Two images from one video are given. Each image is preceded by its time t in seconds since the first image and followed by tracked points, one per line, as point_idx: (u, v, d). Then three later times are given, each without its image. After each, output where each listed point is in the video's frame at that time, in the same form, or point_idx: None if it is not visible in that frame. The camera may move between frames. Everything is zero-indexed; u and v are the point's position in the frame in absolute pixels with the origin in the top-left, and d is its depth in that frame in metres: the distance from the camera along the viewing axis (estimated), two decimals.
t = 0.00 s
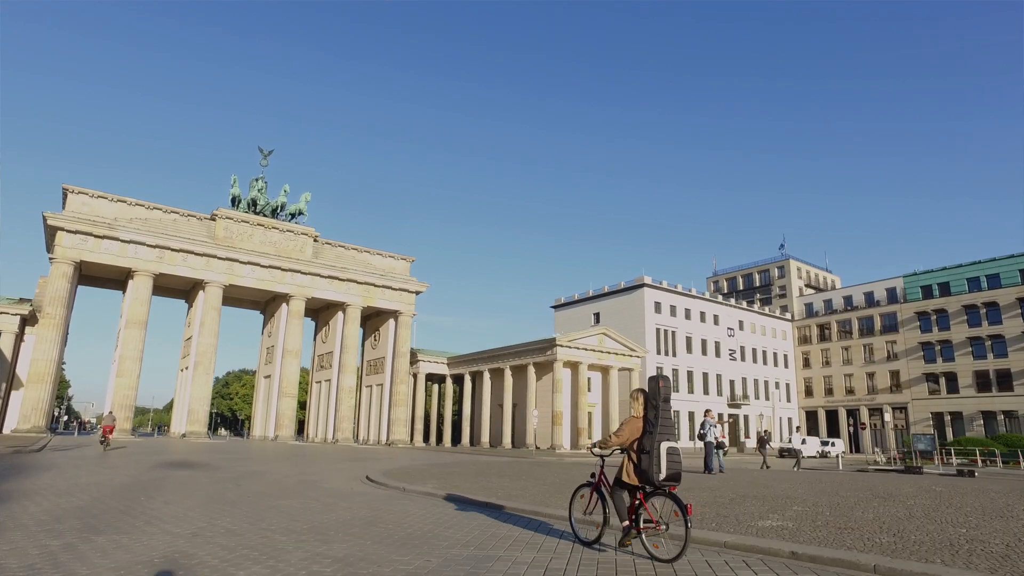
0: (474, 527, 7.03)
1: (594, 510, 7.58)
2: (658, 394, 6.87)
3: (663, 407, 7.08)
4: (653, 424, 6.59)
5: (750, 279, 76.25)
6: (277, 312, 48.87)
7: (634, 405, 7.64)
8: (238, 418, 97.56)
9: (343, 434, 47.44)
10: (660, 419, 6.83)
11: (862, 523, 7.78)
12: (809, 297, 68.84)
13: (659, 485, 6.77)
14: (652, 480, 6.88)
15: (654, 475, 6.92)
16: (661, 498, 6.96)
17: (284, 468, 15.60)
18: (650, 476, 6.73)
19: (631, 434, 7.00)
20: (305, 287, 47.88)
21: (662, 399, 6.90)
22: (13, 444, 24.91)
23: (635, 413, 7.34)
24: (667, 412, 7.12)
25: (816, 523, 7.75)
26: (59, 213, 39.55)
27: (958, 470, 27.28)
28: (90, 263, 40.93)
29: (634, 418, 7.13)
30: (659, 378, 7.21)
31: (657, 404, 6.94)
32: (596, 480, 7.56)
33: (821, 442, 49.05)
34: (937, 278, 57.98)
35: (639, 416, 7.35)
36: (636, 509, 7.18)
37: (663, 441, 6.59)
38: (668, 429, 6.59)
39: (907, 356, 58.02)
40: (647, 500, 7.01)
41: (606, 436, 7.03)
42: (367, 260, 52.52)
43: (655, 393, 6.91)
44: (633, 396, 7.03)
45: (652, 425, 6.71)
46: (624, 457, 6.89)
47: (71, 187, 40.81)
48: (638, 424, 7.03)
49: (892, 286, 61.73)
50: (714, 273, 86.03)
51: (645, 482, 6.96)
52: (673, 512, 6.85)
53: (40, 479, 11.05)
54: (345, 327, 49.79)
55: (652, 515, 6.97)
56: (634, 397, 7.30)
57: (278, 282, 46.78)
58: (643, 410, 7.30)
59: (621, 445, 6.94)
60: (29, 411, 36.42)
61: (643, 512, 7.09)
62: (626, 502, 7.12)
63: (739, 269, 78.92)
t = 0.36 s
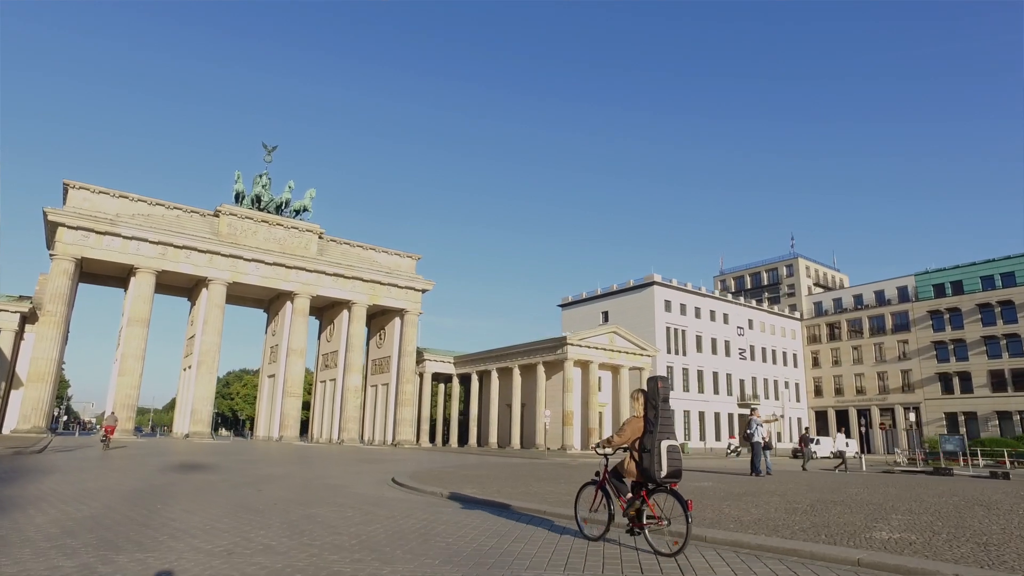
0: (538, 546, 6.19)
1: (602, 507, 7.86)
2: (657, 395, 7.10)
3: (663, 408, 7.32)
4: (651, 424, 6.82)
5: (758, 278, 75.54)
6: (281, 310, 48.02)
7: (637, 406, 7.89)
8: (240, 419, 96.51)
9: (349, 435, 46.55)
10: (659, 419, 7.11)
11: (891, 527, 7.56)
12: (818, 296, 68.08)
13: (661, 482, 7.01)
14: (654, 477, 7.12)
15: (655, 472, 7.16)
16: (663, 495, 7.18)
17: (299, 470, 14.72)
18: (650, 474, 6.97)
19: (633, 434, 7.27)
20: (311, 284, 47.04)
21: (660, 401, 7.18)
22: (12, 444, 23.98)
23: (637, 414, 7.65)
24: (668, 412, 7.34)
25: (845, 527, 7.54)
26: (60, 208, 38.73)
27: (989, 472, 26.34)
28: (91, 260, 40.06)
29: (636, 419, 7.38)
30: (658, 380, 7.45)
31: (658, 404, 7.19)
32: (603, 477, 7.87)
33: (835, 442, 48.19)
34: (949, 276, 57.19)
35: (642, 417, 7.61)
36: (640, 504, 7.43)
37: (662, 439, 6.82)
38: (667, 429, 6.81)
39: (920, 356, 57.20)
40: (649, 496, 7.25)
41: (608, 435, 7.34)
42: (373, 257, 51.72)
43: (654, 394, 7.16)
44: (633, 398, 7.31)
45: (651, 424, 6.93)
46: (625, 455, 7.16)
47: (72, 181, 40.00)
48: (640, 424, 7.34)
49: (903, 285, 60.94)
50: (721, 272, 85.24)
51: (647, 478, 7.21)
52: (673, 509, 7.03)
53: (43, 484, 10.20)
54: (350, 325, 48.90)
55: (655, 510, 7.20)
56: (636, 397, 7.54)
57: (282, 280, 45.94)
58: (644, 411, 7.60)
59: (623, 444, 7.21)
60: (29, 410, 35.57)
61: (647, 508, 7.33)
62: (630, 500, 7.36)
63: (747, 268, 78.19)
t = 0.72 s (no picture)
0: (557, 551, 5.81)
1: (607, 503, 8.00)
2: (656, 397, 7.16)
3: (662, 407, 7.41)
4: (651, 424, 6.93)
5: (767, 277, 74.83)
6: (286, 308, 47.21)
7: (637, 405, 7.98)
8: (242, 419, 95.54)
9: (355, 435, 45.73)
10: (660, 418, 7.21)
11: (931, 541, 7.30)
12: (827, 295, 67.33)
13: (664, 481, 7.14)
14: (657, 476, 7.21)
15: (658, 470, 7.29)
16: (667, 492, 7.31)
17: (319, 472, 13.92)
18: (652, 473, 7.07)
19: (634, 434, 7.37)
20: (316, 282, 46.24)
21: (660, 402, 7.28)
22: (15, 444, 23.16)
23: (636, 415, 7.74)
24: (669, 412, 7.41)
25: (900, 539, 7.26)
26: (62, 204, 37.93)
27: None
28: (94, 257, 39.26)
29: (636, 420, 7.46)
30: (657, 381, 7.54)
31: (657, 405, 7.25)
32: (607, 475, 7.99)
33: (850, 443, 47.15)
34: (962, 275, 56.41)
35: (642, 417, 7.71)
36: (644, 500, 7.57)
37: (662, 441, 6.91)
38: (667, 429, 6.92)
39: (933, 355, 56.42)
40: (653, 493, 7.39)
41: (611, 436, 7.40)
42: (379, 255, 50.93)
43: (653, 395, 7.23)
44: (632, 399, 7.36)
45: (651, 426, 7.00)
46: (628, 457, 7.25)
47: (74, 176, 39.22)
48: (641, 425, 7.44)
49: (915, 283, 60.17)
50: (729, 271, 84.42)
51: (650, 476, 7.34)
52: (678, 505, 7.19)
53: (48, 488, 9.41)
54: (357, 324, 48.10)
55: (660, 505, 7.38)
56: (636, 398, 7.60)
57: (287, 278, 45.13)
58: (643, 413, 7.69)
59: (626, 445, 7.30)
60: (30, 410, 34.77)
61: (651, 503, 7.49)
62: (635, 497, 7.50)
63: (755, 267, 77.46)
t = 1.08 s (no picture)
0: (555, 547, 5.76)
1: (605, 501, 8.26)
2: (663, 399, 7.53)
3: (668, 410, 7.79)
4: (658, 422, 7.30)
5: (775, 276, 74.15)
6: (292, 307, 46.42)
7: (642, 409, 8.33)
8: (243, 419, 94.53)
9: (362, 436, 44.92)
10: (666, 419, 7.59)
11: (942, 534, 7.47)
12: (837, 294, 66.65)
13: (668, 479, 7.44)
14: (662, 474, 7.51)
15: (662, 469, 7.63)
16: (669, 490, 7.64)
17: (343, 476, 13.15)
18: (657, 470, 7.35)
19: (640, 434, 7.70)
20: (322, 280, 45.47)
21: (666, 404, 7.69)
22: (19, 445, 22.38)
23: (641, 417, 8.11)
24: (675, 415, 7.73)
25: (933, 538, 7.17)
26: (65, 200, 37.14)
27: None
28: (97, 254, 38.48)
29: (642, 421, 7.79)
30: (663, 386, 7.93)
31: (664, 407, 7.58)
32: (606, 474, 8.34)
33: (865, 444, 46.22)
34: (976, 274, 55.66)
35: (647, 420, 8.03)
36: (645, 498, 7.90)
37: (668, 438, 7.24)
38: (672, 428, 7.31)
39: (946, 355, 55.75)
40: (654, 490, 7.68)
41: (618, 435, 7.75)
42: (385, 253, 50.18)
43: (659, 399, 7.60)
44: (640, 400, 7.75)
45: (658, 426, 7.33)
46: (635, 455, 7.54)
47: (76, 172, 38.42)
48: (646, 425, 7.83)
49: (927, 283, 59.46)
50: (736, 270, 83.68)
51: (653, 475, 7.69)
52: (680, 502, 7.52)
53: (58, 495, 8.63)
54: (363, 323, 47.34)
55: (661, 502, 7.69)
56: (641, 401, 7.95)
57: (294, 276, 44.35)
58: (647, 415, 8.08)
59: (632, 444, 7.63)
60: (32, 410, 33.97)
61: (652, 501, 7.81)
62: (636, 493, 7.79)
63: (763, 266, 76.78)
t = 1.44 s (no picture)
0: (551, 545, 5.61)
1: (605, 497, 8.20)
2: (664, 397, 7.40)
3: (670, 408, 7.59)
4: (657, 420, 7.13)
5: (784, 275, 73.55)
6: (298, 306, 45.71)
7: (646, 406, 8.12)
8: (247, 420, 93.84)
9: (370, 436, 44.20)
10: (667, 416, 7.42)
11: (936, 533, 7.28)
12: (847, 294, 66.03)
13: (666, 476, 7.32)
14: (660, 471, 7.40)
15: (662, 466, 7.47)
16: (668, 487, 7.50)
17: (373, 477, 12.50)
18: (655, 467, 7.24)
19: (640, 431, 7.59)
20: (330, 278, 44.75)
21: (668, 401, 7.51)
22: (24, 445, 21.69)
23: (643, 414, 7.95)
24: (676, 412, 7.53)
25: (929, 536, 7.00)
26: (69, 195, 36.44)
27: None
28: (101, 251, 37.79)
29: (643, 419, 7.67)
30: (665, 383, 7.75)
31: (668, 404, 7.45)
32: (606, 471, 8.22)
33: (879, 445, 45.45)
34: (990, 272, 54.95)
35: (648, 418, 7.91)
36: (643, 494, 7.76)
37: (666, 436, 7.13)
38: (671, 425, 7.12)
39: (960, 355, 55.05)
40: (653, 486, 7.58)
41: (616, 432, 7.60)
42: (393, 251, 49.46)
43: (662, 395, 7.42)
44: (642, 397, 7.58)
45: (656, 424, 7.19)
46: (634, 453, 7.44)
47: (81, 167, 37.74)
48: (647, 423, 7.65)
49: (939, 282, 58.79)
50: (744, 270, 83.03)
51: (653, 471, 7.56)
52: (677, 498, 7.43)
53: (78, 500, 7.96)
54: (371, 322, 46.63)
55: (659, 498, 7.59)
56: (643, 398, 7.81)
57: (301, 274, 43.62)
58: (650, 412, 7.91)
59: (632, 441, 7.54)
60: (35, 410, 33.27)
61: (650, 496, 7.70)
62: (634, 490, 7.70)
63: (771, 265, 76.16)
